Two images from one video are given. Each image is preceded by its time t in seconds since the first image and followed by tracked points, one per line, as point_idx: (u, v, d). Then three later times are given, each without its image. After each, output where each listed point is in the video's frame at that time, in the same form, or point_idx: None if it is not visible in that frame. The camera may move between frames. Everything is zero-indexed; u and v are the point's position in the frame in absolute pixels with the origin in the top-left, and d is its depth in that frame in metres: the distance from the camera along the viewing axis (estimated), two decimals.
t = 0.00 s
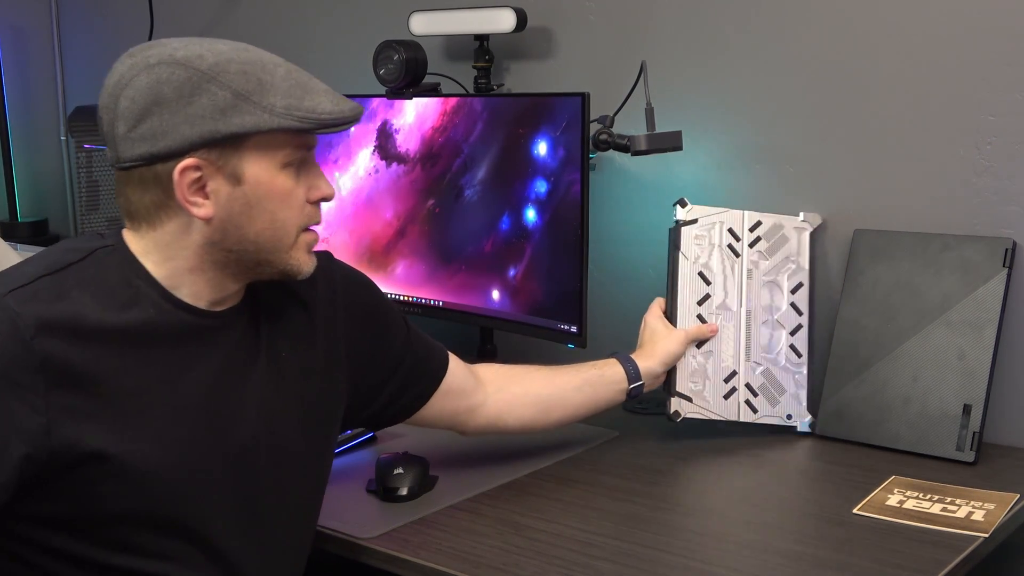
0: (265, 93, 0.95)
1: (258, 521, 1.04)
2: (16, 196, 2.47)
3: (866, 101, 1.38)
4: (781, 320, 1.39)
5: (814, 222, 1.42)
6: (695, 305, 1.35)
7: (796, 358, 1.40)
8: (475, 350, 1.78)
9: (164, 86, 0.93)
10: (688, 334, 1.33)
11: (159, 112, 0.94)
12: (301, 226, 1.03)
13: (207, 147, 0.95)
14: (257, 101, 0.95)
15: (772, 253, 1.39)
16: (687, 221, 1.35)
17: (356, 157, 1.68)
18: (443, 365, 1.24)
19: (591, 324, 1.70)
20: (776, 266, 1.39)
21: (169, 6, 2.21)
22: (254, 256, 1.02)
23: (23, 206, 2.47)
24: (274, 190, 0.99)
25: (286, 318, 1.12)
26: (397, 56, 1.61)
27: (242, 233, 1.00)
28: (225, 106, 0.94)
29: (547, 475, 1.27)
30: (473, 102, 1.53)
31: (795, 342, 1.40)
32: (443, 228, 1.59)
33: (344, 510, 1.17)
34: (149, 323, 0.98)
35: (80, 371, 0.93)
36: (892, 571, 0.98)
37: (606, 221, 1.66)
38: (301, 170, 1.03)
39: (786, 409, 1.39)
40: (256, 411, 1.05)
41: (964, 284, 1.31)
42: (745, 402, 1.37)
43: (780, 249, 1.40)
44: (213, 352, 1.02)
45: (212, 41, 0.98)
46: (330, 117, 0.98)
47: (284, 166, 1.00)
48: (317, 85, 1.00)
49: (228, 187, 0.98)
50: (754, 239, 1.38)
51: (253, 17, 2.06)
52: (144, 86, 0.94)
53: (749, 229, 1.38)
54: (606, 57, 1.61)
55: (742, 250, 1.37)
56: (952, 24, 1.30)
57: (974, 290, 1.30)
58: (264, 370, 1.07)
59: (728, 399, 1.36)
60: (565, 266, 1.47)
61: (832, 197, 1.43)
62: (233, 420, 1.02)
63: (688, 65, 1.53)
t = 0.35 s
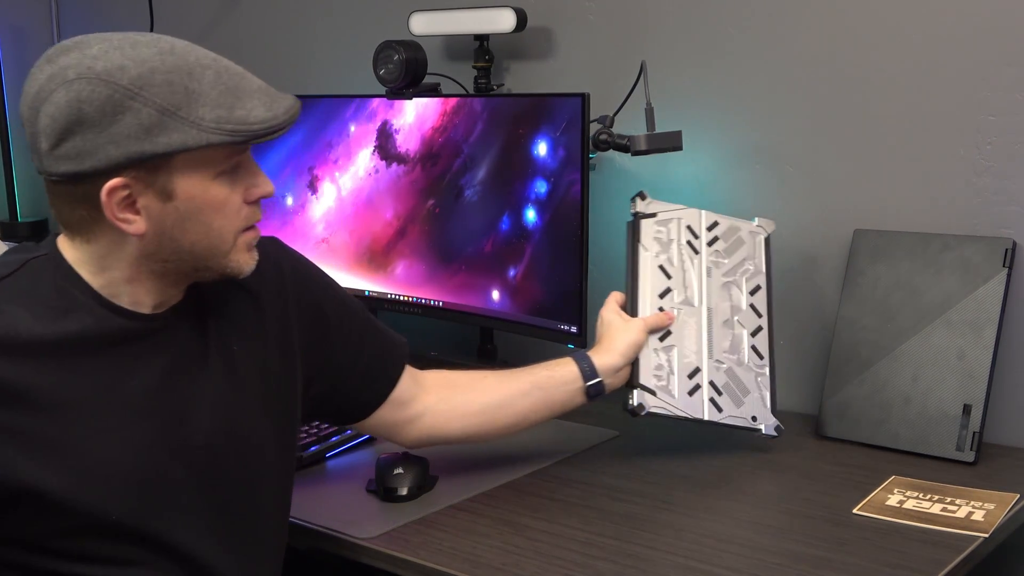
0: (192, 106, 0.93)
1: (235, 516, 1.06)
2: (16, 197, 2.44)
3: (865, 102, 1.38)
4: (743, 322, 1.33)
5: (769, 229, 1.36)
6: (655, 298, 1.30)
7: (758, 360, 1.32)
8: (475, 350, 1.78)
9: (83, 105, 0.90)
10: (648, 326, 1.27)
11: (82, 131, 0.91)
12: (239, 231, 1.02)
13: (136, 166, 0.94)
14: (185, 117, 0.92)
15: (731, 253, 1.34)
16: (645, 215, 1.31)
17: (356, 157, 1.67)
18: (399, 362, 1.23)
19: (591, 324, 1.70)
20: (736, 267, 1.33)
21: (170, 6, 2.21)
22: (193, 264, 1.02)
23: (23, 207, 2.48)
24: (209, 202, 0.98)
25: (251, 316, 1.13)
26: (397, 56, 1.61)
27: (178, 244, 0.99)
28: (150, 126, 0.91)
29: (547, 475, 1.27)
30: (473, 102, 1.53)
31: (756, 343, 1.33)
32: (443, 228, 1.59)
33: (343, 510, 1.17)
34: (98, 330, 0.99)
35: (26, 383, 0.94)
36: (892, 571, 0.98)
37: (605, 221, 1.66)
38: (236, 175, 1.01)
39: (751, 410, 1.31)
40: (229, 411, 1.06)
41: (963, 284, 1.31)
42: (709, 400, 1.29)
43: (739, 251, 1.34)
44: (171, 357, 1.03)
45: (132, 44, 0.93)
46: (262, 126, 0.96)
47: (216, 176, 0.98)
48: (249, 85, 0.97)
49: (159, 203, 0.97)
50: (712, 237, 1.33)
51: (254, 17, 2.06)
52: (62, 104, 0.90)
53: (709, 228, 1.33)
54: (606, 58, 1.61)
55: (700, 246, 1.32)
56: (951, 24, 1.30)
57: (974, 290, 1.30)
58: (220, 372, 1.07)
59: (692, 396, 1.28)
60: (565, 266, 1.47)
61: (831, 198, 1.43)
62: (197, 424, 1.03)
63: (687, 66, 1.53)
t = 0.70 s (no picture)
0: (87, 97, 0.90)
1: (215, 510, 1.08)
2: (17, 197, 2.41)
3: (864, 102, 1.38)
4: (748, 371, 1.12)
5: (823, 305, 1.14)
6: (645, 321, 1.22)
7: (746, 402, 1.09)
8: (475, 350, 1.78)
9: None
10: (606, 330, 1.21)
11: None
12: (159, 227, 0.99)
13: (35, 161, 0.92)
14: (78, 108, 0.90)
15: (757, 308, 1.17)
16: (665, 250, 1.28)
17: (356, 157, 1.67)
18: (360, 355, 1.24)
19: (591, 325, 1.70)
20: (758, 318, 1.17)
21: (173, 6, 2.21)
22: (116, 262, 0.99)
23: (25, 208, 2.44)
24: (119, 196, 0.95)
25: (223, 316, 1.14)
26: (397, 56, 1.62)
27: (93, 241, 0.97)
28: (43, 117, 0.89)
29: (546, 475, 1.26)
30: (473, 102, 1.53)
31: (751, 387, 1.11)
32: (443, 228, 1.59)
33: (342, 510, 1.17)
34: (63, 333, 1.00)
35: None
36: (892, 571, 0.98)
37: (606, 221, 1.66)
38: (155, 170, 0.98)
39: (713, 441, 1.06)
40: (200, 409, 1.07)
41: (963, 284, 1.31)
42: (663, 415, 1.10)
43: (769, 311, 1.17)
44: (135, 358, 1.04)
45: (42, 39, 0.93)
46: (159, 117, 0.92)
47: (129, 171, 0.96)
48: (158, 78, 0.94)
49: (65, 199, 0.95)
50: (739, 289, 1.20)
51: (255, 17, 2.05)
52: None
53: (741, 284, 1.21)
54: (606, 58, 1.61)
55: (722, 292, 1.21)
56: (951, 24, 1.30)
57: (974, 290, 1.30)
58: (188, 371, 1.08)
59: (642, 403, 1.12)
60: (565, 266, 1.47)
61: (829, 197, 1.43)
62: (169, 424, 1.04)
63: (687, 65, 1.53)
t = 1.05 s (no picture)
0: (41, 85, 0.90)
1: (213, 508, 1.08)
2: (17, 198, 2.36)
3: (864, 102, 1.38)
4: (623, 466, 0.85)
5: (794, 493, 0.81)
6: (603, 367, 1.00)
7: (579, 486, 0.82)
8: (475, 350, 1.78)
9: None
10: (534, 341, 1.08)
11: None
12: (123, 220, 0.97)
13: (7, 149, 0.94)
14: (34, 96, 0.90)
15: (721, 436, 0.89)
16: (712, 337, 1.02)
17: (356, 157, 1.67)
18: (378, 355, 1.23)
19: (591, 324, 1.70)
20: (710, 445, 0.87)
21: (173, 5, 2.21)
22: (88, 254, 0.97)
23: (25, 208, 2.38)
24: (82, 186, 0.94)
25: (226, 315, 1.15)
26: (397, 56, 1.62)
27: (63, 231, 0.96)
28: (4, 104, 0.90)
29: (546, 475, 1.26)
30: (473, 102, 1.53)
31: (597, 481, 0.83)
32: (443, 228, 1.59)
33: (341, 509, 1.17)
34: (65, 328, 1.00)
35: None
36: (892, 571, 0.98)
37: (605, 220, 1.66)
38: (123, 161, 0.96)
39: (490, 479, 0.83)
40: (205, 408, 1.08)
41: (963, 284, 1.31)
42: (496, 432, 0.90)
43: (732, 444, 0.87)
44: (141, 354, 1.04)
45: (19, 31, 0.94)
46: (109, 105, 0.90)
47: (93, 160, 0.94)
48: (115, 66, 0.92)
49: (35, 187, 0.96)
50: (728, 411, 0.92)
51: (255, 17, 2.05)
52: None
53: (733, 416, 0.92)
54: (606, 57, 1.61)
55: (707, 399, 0.94)
56: (951, 24, 1.30)
57: (974, 290, 1.30)
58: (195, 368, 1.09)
59: (486, 411, 0.93)
60: (565, 266, 1.47)
61: (830, 197, 1.43)
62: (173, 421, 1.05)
63: (687, 65, 1.53)
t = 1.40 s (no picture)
0: (20, 81, 0.96)
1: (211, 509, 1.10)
2: (16, 198, 2.33)
3: (864, 102, 1.38)
4: (422, 461, 0.79)
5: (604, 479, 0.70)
6: (445, 333, 0.94)
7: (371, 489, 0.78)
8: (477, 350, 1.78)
9: None
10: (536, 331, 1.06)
11: None
12: (82, 217, 0.98)
13: (13, 142, 1.01)
14: (20, 89, 0.96)
15: (540, 408, 0.79)
16: (579, 276, 0.89)
17: (356, 157, 1.67)
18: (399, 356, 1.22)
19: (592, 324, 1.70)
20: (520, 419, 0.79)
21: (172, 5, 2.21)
22: (65, 248, 1.00)
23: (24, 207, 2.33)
24: (53, 181, 0.97)
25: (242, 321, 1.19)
26: (397, 56, 1.62)
27: (47, 224, 1.00)
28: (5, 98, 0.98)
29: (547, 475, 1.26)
30: (473, 102, 1.53)
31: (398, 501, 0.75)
32: (443, 229, 1.59)
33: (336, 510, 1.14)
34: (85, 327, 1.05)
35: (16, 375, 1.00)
36: (891, 571, 0.98)
37: (606, 220, 1.66)
38: (91, 158, 0.98)
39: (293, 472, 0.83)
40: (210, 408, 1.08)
41: (963, 284, 1.31)
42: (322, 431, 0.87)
43: (549, 417, 0.77)
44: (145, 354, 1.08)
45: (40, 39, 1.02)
46: (70, 91, 0.93)
47: (61, 155, 0.97)
48: (75, 63, 0.95)
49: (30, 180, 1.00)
50: (559, 376, 0.81)
51: (255, 17, 2.05)
52: None
53: (564, 383, 0.80)
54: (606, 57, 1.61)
55: (543, 362, 0.83)
56: (950, 24, 1.30)
57: (974, 290, 1.30)
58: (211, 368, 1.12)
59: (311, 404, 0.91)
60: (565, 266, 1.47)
61: (829, 197, 1.43)
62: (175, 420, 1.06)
63: (687, 65, 1.53)
